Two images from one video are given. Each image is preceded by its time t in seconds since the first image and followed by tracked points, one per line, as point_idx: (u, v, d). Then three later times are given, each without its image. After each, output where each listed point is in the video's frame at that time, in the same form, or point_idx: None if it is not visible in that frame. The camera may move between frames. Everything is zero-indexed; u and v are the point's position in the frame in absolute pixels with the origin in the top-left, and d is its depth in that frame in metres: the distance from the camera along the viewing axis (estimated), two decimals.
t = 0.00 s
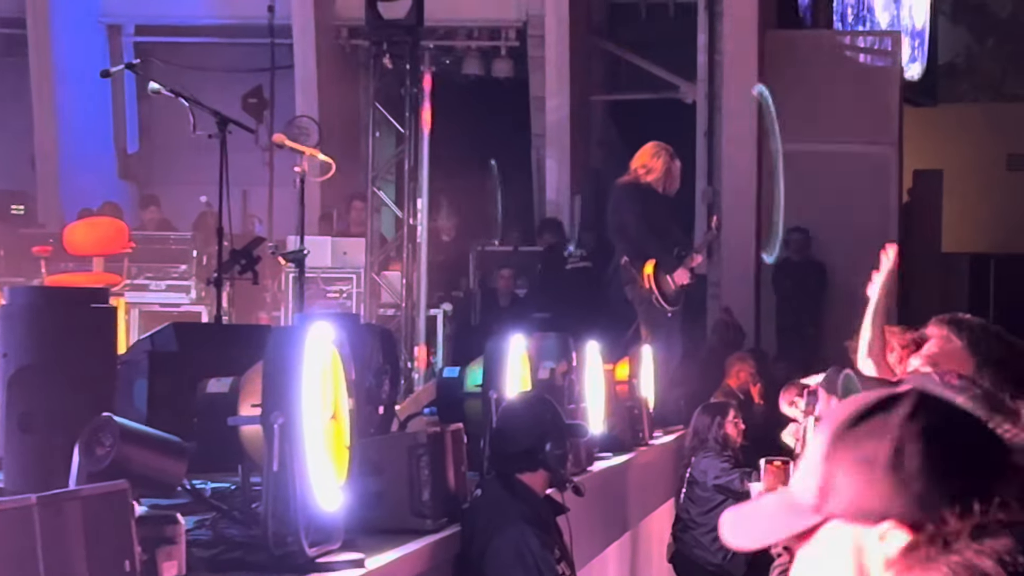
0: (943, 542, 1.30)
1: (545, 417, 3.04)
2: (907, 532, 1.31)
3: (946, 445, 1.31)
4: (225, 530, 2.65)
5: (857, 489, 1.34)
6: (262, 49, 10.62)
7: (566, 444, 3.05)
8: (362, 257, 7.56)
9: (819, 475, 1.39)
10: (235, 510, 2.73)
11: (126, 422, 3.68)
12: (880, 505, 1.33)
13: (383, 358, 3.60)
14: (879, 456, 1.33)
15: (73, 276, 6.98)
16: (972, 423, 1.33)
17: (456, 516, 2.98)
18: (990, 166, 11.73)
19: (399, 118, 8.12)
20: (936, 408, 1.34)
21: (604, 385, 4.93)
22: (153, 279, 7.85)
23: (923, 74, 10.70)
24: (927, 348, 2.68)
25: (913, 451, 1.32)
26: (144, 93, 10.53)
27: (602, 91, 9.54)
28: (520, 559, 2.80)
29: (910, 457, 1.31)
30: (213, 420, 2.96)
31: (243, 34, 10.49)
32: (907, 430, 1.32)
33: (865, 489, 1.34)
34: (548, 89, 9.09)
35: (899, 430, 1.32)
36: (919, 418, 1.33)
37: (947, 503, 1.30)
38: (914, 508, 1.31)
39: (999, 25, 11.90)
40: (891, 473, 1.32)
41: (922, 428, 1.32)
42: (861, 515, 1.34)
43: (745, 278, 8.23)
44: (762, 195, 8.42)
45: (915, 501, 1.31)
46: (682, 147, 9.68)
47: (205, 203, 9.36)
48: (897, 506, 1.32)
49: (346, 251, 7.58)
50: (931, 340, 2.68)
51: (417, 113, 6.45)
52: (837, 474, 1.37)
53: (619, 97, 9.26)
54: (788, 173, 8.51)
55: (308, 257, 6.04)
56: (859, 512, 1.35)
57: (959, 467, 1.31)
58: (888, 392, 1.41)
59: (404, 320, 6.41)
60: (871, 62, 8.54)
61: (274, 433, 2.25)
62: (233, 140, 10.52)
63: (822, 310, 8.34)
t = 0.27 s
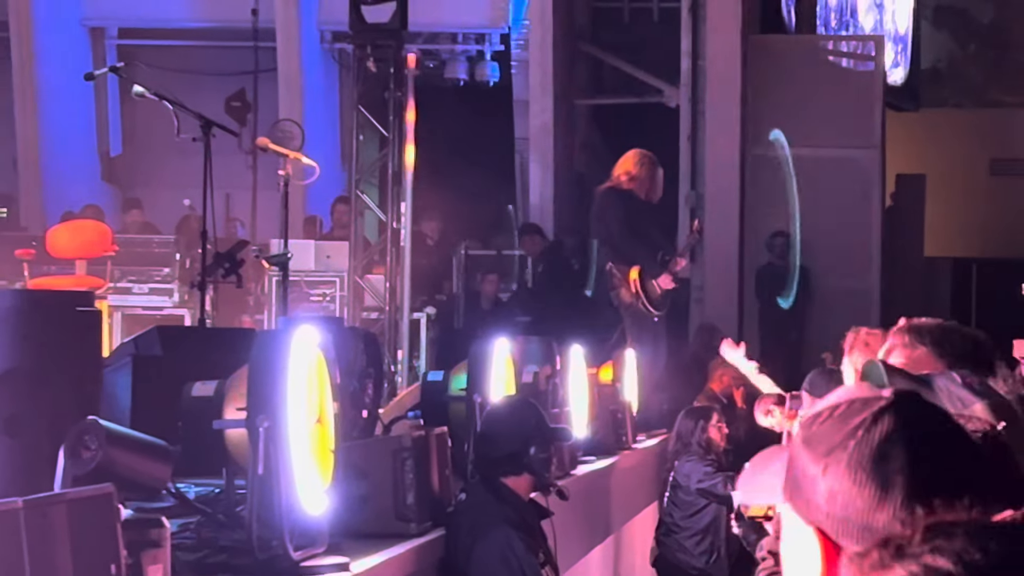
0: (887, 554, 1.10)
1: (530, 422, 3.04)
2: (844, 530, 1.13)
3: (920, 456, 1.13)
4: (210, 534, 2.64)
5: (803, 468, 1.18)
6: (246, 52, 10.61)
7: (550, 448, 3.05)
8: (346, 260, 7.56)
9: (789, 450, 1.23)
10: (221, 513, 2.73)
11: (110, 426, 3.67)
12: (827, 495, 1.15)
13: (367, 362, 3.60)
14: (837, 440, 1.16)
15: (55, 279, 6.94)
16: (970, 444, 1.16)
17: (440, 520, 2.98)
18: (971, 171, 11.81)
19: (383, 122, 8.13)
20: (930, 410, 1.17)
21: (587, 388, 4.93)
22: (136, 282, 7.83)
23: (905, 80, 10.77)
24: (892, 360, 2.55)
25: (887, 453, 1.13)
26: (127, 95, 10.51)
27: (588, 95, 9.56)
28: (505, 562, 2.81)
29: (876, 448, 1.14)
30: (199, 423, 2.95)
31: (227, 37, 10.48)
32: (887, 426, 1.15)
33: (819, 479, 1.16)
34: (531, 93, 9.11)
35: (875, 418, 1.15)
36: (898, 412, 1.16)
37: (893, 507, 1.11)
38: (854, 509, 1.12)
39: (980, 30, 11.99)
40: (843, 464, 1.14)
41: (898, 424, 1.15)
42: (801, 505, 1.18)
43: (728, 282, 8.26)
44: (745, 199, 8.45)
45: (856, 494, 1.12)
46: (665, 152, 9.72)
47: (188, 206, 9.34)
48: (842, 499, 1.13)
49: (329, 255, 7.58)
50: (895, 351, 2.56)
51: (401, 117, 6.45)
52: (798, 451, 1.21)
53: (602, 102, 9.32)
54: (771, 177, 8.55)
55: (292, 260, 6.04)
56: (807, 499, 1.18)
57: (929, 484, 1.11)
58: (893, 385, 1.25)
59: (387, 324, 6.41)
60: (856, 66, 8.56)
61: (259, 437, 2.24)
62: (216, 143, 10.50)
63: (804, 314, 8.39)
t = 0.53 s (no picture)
0: (859, 556, 1.18)
1: (521, 420, 3.04)
2: (837, 521, 1.25)
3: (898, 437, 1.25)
4: (201, 531, 2.64)
5: (799, 474, 1.31)
6: (237, 49, 10.59)
7: (541, 446, 3.06)
8: (337, 258, 7.56)
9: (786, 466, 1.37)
10: (212, 511, 2.72)
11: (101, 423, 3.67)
12: (823, 493, 1.27)
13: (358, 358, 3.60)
14: (828, 439, 1.29)
15: (45, 276, 6.92)
16: (947, 432, 1.26)
17: (431, 518, 2.98)
18: (961, 170, 11.84)
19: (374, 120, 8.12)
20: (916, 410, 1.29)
21: (578, 386, 4.95)
22: (126, 279, 7.83)
23: (895, 78, 10.80)
24: (904, 353, 2.73)
25: (874, 449, 1.25)
26: (117, 92, 10.48)
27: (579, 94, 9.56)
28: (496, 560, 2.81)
29: (865, 446, 1.25)
30: (190, 420, 2.95)
31: (218, 34, 10.47)
32: (875, 423, 1.27)
33: (817, 481, 1.28)
34: (522, 91, 9.11)
35: (862, 414, 1.28)
36: (888, 412, 1.28)
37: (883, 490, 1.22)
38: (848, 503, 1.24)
39: (970, 29, 12.02)
40: (836, 461, 1.27)
41: (887, 423, 1.26)
42: (798, 505, 1.31)
43: (718, 281, 8.27)
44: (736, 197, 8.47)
45: (847, 485, 1.25)
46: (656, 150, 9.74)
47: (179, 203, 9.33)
48: (836, 495, 1.26)
49: (320, 253, 7.58)
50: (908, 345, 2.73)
51: (391, 114, 6.45)
52: (792, 462, 1.34)
53: (594, 100, 9.33)
54: (761, 176, 8.56)
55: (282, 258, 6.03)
56: (804, 502, 1.30)
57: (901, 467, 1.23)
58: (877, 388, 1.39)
59: (378, 322, 6.41)
60: (846, 65, 8.58)
61: (250, 435, 2.25)
62: (207, 140, 10.49)
63: (794, 312, 8.41)
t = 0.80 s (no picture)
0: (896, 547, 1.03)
1: (516, 420, 3.05)
2: (958, 503, 1.10)
3: None
4: (194, 531, 2.63)
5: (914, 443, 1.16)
6: (231, 49, 10.60)
7: (536, 445, 3.06)
8: (331, 257, 7.56)
9: (896, 429, 1.20)
10: (206, 510, 2.72)
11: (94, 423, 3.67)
12: (945, 472, 1.12)
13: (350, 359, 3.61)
14: (959, 422, 1.14)
15: (40, 275, 6.91)
16: None
17: (426, 518, 2.98)
18: (954, 170, 11.87)
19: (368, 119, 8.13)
20: None
21: (573, 385, 4.95)
22: (120, 278, 7.82)
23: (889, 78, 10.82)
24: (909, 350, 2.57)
25: (1009, 440, 1.12)
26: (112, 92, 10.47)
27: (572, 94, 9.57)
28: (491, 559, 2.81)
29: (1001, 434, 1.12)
30: (185, 420, 2.94)
31: (212, 34, 10.47)
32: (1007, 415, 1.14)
33: (937, 460, 1.13)
34: (516, 90, 9.11)
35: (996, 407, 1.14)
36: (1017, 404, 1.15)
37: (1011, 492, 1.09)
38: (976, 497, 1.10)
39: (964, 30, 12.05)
40: (967, 445, 1.12)
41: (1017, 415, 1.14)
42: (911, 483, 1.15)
43: (712, 280, 8.29)
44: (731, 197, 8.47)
45: (979, 481, 1.10)
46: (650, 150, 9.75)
47: (172, 202, 9.32)
48: (963, 477, 1.11)
49: (314, 252, 7.58)
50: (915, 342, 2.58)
51: (386, 114, 6.46)
52: (908, 430, 1.18)
53: (588, 100, 9.33)
54: (755, 176, 8.57)
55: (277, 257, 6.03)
56: (917, 477, 1.15)
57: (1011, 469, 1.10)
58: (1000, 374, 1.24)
59: (372, 321, 6.42)
60: (840, 65, 8.61)
61: (245, 435, 2.25)
62: (201, 139, 10.48)
63: (788, 312, 8.42)
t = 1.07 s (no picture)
0: (893, 544, 1.02)
1: (513, 417, 3.05)
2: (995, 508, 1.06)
3: None
4: (192, 529, 2.64)
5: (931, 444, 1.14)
6: (228, 47, 10.58)
7: (533, 444, 3.06)
8: (328, 255, 7.56)
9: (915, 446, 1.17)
10: (203, 508, 2.72)
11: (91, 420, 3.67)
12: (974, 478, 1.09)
13: (347, 357, 3.61)
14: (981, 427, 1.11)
15: (37, 273, 6.90)
16: None
17: (423, 516, 2.98)
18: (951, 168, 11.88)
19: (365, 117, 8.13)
20: None
21: (569, 384, 4.95)
22: (117, 276, 7.82)
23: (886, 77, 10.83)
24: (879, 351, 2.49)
25: None
26: (109, 89, 10.46)
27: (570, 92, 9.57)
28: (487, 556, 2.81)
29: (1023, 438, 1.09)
30: (181, 418, 2.94)
31: (209, 32, 10.44)
32: None
33: (961, 465, 1.10)
34: (514, 89, 9.10)
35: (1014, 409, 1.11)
36: None
37: None
38: (1005, 501, 1.06)
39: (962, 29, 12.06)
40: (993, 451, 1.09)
41: None
42: (932, 489, 1.12)
43: (709, 278, 8.29)
44: (728, 195, 8.47)
45: (1006, 483, 1.07)
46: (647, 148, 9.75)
47: (169, 200, 9.32)
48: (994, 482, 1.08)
49: (311, 250, 7.58)
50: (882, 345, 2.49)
51: (383, 111, 6.45)
52: (928, 441, 1.15)
53: (585, 98, 9.33)
54: (752, 175, 8.58)
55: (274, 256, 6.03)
56: (945, 488, 1.11)
57: None
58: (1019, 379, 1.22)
59: (370, 320, 6.42)
60: (838, 63, 8.61)
61: (241, 433, 2.24)
62: (198, 138, 10.47)
63: (785, 310, 8.42)
